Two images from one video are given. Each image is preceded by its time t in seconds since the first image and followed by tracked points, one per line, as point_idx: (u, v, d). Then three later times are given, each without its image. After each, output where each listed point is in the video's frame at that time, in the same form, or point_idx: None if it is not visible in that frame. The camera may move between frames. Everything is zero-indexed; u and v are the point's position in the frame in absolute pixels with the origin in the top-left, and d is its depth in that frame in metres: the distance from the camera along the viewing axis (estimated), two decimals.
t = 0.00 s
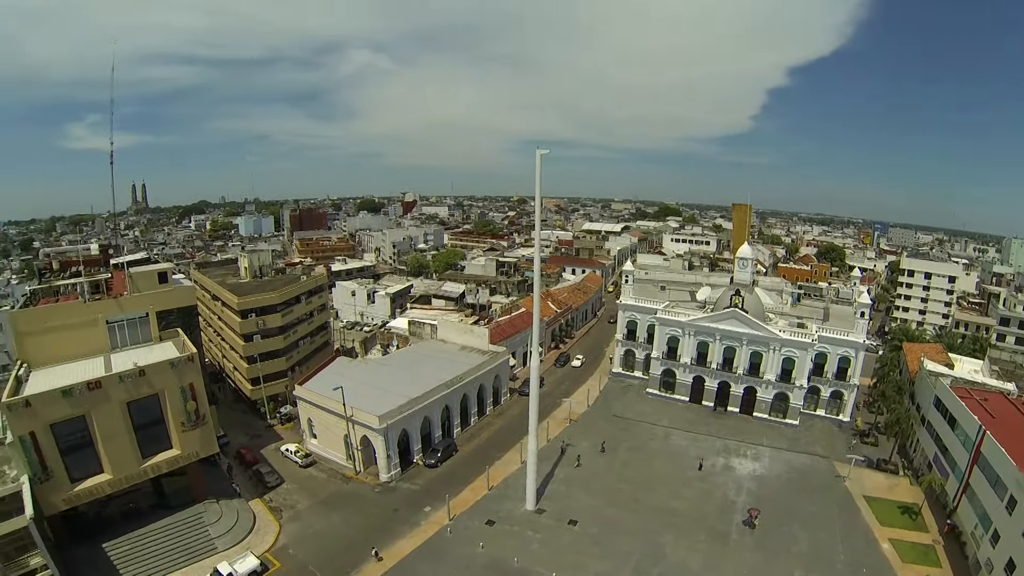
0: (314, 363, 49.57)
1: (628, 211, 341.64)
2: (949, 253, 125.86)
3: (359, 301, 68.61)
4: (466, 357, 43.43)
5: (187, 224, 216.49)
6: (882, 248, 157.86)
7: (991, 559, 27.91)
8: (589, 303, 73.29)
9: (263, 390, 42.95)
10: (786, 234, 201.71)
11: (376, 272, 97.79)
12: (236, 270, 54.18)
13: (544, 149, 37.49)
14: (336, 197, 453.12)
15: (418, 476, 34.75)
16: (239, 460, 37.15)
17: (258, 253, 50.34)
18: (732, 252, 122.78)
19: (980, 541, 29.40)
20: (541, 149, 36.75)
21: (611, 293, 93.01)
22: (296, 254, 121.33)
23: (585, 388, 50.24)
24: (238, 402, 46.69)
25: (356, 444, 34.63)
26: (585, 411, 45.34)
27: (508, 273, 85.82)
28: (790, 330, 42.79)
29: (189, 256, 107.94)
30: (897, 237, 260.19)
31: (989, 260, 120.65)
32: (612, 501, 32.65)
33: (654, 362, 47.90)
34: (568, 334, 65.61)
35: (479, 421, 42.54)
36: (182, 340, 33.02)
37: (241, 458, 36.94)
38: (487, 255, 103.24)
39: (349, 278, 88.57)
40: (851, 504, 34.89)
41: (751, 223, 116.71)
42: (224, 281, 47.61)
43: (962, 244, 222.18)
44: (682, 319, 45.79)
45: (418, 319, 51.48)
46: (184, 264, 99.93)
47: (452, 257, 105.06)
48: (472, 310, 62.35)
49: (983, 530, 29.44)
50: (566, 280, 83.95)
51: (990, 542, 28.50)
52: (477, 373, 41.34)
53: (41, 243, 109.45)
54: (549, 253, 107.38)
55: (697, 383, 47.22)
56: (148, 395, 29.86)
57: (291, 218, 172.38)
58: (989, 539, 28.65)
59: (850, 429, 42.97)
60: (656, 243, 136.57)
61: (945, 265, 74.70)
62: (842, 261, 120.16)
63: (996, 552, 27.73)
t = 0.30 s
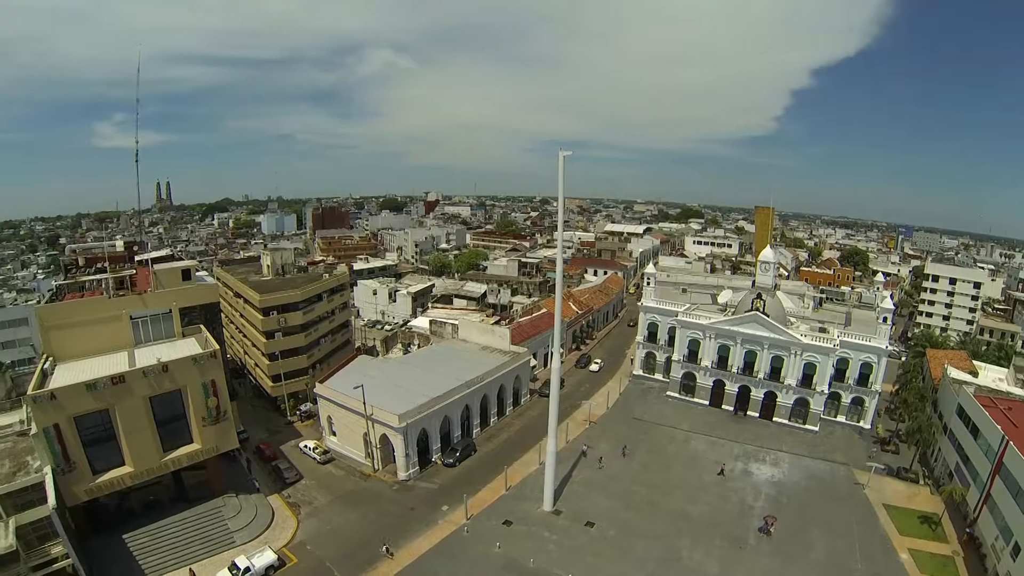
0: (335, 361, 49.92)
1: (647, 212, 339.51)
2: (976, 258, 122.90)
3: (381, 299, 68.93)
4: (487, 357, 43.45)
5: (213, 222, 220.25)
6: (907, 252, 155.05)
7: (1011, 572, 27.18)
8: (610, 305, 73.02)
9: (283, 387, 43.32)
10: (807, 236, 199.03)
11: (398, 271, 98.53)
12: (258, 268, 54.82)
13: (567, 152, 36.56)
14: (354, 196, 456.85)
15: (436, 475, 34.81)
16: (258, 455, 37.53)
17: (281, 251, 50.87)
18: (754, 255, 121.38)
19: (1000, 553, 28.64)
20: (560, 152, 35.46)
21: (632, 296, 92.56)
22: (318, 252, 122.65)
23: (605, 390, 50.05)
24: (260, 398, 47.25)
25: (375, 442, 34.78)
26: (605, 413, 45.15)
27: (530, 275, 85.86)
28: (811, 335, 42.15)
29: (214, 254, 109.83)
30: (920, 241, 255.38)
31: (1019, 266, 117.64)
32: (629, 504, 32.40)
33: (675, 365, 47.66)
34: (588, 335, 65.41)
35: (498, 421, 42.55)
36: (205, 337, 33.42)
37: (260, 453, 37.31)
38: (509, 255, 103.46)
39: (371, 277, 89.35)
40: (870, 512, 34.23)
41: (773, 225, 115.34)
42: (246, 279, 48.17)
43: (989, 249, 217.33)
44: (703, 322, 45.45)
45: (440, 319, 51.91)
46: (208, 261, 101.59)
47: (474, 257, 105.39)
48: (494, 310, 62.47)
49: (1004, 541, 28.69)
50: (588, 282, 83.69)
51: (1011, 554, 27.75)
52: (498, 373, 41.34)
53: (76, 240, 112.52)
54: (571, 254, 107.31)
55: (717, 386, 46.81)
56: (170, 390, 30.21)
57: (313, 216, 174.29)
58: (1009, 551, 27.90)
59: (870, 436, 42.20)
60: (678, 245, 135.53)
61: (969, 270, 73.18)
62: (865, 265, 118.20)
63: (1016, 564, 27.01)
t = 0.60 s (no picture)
0: (357, 360, 50.32)
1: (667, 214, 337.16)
2: (1009, 265, 119.86)
3: (404, 299, 69.33)
4: (509, 358, 43.45)
5: (239, 220, 224.14)
6: (934, 256, 152.00)
7: None
8: (634, 307, 72.73)
9: (306, 385, 43.74)
10: (831, 240, 196.27)
11: (423, 271, 99.30)
12: (283, 266, 55.53)
13: (593, 155, 35.73)
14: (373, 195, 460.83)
15: (457, 475, 34.89)
16: (280, 451, 37.97)
17: (305, 250, 51.49)
18: (778, 258, 119.94)
19: None
20: (587, 154, 35.03)
21: (656, 298, 92.12)
22: (343, 251, 124.12)
23: (627, 393, 49.83)
24: (283, 395, 47.85)
25: (397, 441, 34.95)
26: (626, 416, 44.95)
27: (554, 276, 85.96)
28: (835, 340, 41.50)
29: (241, 252, 111.93)
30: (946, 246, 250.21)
31: None
32: (648, 508, 32.15)
33: (698, 368, 47.36)
34: (611, 337, 65.15)
35: (520, 422, 42.53)
36: (229, 334, 33.79)
37: (282, 449, 37.73)
38: (533, 256, 103.75)
39: (395, 276, 90.20)
40: (891, 522, 33.47)
41: (799, 229, 113.86)
42: (271, 277, 48.74)
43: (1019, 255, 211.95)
44: (726, 326, 45.07)
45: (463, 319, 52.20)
46: (236, 258, 103.49)
47: (499, 257, 105.73)
48: (518, 311, 62.68)
49: None
50: (612, 283, 83.45)
51: None
52: (521, 374, 41.30)
53: (111, 237, 115.62)
54: (595, 256, 107.27)
55: (740, 391, 46.39)
56: (194, 385, 30.61)
57: (338, 215, 176.39)
58: None
59: (894, 445, 41.37)
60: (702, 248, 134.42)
61: (999, 277, 71.54)
62: (890, 270, 116.26)
63: None
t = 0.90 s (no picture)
0: (381, 358, 50.69)
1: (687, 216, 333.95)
2: None
3: (428, 298, 69.96)
4: (531, 359, 43.40)
5: (263, 218, 227.83)
6: (963, 262, 148.38)
7: None
8: (658, 309, 72.37)
9: (329, 382, 44.12)
10: (856, 244, 193.03)
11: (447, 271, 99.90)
12: (308, 264, 56.22)
13: (619, 158, 35.47)
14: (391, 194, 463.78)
15: (478, 475, 34.92)
16: (302, 447, 38.35)
17: (330, 248, 52.13)
18: (802, 262, 118.29)
19: None
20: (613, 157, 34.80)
21: (679, 301, 91.50)
22: (367, 249, 125.46)
23: (650, 396, 49.59)
24: (306, 392, 48.39)
25: (418, 440, 35.08)
26: (647, 419, 44.73)
27: (578, 277, 85.94)
28: (860, 347, 40.82)
29: (267, 250, 113.89)
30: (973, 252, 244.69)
31: None
32: (666, 512, 31.86)
33: (720, 372, 47.05)
34: (634, 340, 64.86)
35: (541, 423, 42.48)
36: (253, 331, 34.14)
37: (304, 446, 38.11)
38: (556, 257, 103.84)
39: (419, 275, 91.02)
40: (912, 532, 32.64)
41: (823, 233, 112.14)
42: (295, 274, 49.30)
43: None
44: (749, 330, 44.66)
45: (487, 320, 52.28)
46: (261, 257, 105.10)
47: (523, 258, 105.72)
48: (542, 312, 62.94)
49: None
50: (636, 285, 83.11)
51: None
52: (544, 376, 41.25)
53: (142, 233, 118.24)
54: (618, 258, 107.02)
55: (762, 396, 45.93)
56: (218, 381, 30.97)
57: (364, 214, 178.53)
58: None
59: (917, 454, 40.51)
60: (725, 251, 133.08)
61: None
62: (916, 275, 114.19)
63: None
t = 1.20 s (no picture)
0: (402, 358, 51.01)
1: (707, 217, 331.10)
2: None
3: (451, 298, 70.32)
4: (553, 361, 43.35)
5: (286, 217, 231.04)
6: (993, 268, 144.81)
7: None
8: (680, 312, 71.97)
9: (350, 380, 44.44)
10: (881, 249, 189.66)
11: (470, 271, 100.44)
12: (331, 263, 56.79)
13: (643, 160, 35.30)
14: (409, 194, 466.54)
15: (497, 475, 34.93)
16: (323, 445, 38.77)
17: (354, 248, 52.72)
18: (826, 266, 116.48)
19: None
20: (637, 159, 34.65)
21: (702, 304, 90.89)
22: (390, 249, 126.41)
23: (671, 400, 49.37)
24: (327, 390, 48.88)
25: (439, 440, 35.19)
26: (668, 423, 44.52)
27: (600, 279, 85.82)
28: (884, 353, 40.16)
29: (291, 249, 115.35)
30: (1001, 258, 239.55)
31: None
32: (685, 517, 31.58)
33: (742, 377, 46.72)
34: (656, 343, 64.56)
35: (561, 425, 42.41)
36: (275, 329, 34.44)
37: (325, 443, 38.50)
38: (579, 258, 103.95)
39: (442, 275, 91.63)
40: (933, 543, 31.84)
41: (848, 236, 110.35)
42: (317, 273, 49.77)
43: None
44: (772, 334, 44.28)
45: (509, 320, 52.32)
46: (285, 255, 106.64)
47: (546, 259, 106.04)
48: (564, 313, 63.07)
49: None
50: (659, 287, 82.75)
51: None
52: (566, 377, 41.18)
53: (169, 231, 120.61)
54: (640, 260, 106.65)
55: (784, 402, 45.38)
56: (241, 378, 31.31)
57: (387, 213, 180.28)
58: None
59: (941, 464, 39.70)
60: (748, 254, 131.60)
61: None
62: (943, 281, 111.82)
63: None
